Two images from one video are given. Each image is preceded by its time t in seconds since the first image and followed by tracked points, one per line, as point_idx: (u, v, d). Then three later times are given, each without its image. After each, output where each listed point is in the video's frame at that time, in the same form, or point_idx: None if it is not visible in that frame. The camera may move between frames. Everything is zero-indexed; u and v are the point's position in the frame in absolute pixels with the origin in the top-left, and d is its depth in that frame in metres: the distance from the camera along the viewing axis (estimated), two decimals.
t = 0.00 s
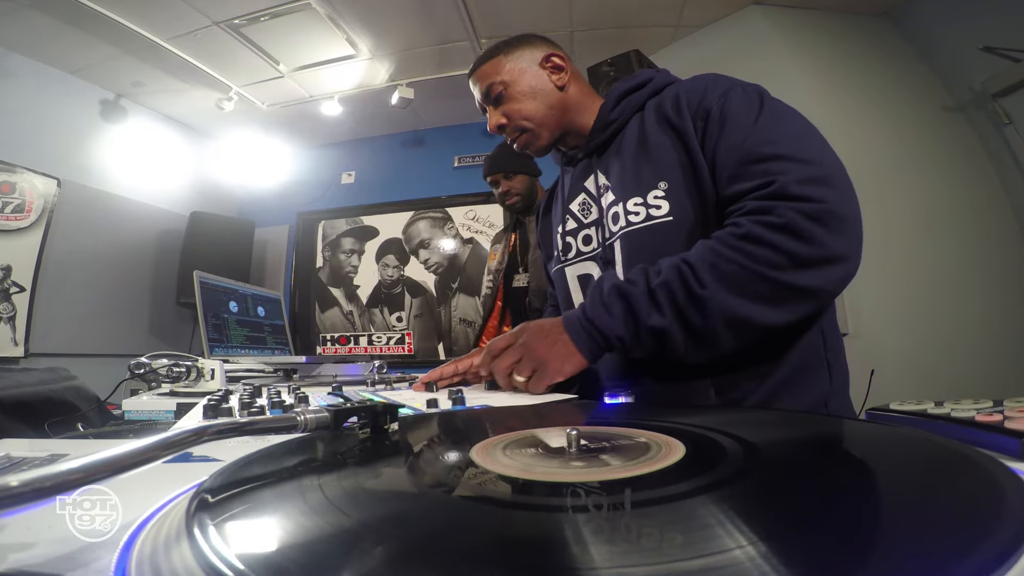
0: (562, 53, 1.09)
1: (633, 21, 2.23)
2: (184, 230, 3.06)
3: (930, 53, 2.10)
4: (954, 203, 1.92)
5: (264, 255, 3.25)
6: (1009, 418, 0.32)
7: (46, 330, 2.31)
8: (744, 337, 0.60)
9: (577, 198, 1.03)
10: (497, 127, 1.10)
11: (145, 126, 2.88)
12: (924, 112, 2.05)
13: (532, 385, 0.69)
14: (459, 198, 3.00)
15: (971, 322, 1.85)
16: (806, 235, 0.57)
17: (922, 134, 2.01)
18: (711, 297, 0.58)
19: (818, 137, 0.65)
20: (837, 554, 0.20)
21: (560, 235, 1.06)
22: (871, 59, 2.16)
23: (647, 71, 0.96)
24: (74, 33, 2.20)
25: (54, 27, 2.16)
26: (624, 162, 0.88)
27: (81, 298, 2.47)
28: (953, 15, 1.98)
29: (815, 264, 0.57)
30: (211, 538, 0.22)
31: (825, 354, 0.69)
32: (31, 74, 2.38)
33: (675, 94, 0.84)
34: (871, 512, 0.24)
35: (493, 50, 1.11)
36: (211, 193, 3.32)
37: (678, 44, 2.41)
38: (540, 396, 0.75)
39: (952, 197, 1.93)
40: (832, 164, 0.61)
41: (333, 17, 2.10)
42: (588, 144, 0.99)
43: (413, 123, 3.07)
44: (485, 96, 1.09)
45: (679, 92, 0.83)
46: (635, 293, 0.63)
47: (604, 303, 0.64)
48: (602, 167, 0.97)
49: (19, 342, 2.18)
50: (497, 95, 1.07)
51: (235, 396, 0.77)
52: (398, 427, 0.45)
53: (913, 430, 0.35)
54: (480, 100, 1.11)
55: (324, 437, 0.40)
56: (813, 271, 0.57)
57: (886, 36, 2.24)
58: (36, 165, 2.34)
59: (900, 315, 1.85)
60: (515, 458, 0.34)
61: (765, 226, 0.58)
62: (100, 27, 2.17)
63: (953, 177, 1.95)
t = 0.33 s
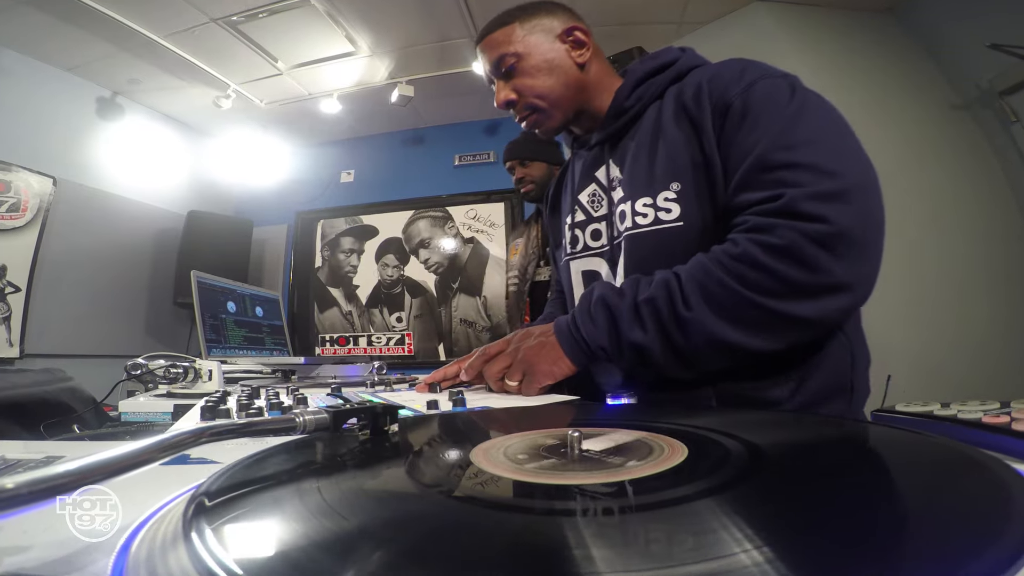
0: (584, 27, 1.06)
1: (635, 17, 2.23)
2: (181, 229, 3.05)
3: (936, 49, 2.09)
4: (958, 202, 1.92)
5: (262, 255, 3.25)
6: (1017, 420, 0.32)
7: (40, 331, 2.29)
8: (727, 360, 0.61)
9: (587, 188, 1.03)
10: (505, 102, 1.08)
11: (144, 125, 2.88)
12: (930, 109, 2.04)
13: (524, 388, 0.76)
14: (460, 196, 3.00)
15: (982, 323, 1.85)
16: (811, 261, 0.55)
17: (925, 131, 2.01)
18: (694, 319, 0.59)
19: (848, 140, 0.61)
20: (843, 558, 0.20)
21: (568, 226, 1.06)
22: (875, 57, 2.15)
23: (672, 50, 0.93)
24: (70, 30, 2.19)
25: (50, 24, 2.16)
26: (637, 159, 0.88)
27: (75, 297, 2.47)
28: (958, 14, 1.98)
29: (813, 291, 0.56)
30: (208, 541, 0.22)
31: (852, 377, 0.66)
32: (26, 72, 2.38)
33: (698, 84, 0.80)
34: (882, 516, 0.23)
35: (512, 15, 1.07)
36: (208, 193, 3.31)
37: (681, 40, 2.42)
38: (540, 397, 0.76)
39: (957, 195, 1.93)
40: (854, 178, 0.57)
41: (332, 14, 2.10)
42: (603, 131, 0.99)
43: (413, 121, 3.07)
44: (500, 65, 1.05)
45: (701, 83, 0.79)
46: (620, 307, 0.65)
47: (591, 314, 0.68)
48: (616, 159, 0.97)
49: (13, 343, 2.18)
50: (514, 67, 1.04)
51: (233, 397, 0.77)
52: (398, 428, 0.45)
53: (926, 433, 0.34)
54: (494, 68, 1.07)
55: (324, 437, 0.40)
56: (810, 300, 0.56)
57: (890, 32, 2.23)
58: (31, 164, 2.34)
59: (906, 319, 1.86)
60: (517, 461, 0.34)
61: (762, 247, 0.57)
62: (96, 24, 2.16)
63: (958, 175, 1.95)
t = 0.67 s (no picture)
0: (608, 8, 1.04)
1: (636, 14, 2.22)
2: (178, 228, 3.04)
3: (942, 47, 2.09)
4: (961, 201, 1.92)
5: (260, 254, 3.25)
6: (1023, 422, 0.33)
7: (36, 331, 2.29)
8: (722, 373, 0.60)
9: (605, 177, 1.04)
10: (523, 85, 1.07)
11: (139, 122, 2.88)
12: (935, 106, 2.03)
13: (524, 390, 0.78)
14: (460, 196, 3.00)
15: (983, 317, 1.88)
16: (822, 277, 0.53)
17: (930, 129, 2.00)
18: (690, 329, 0.59)
19: (885, 133, 0.58)
20: (848, 562, 0.19)
21: (585, 215, 1.08)
22: (880, 54, 2.14)
23: (701, 32, 0.89)
24: (66, 27, 2.19)
25: (45, 20, 2.15)
26: (653, 152, 0.88)
27: (70, 297, 2.46)
28: (966, 10, 1.96)
29: (818, 310, 0.54)
30: (203, 544, 0.22)
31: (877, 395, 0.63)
32: (22, 70, 2.37)
33: (724, 70, 0.77)
34: (890, 519, 0.23)
35: None
36: (206, 191, 3.30)
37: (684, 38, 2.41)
38: (543, 398, 0.75)
39: (962, 194, 1.92)
40: (885, 181, 0.54)
41: (332, 10, 2.10)
42: (624, 117, 0.99)
43: (414, 119, 3.07)
44: (520, 46, 1.04)
45: (728, 70, 0.76)
46: (616, 313, 0.66)
47: (588, 316, 0.69)
48: (634, 149, 0.97)
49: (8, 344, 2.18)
50: (534, 48, 1.03)
51: (231, 399, 0.77)
52: (398, 430, 0.44)
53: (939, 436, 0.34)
54: (513, 49, 1.06)
55: (323, 439, 0.40)
56: (817, 319, 0.54)
57: (896, 29, 2.22)
58: (26, 162, 2.34)
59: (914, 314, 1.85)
60: (520, 464, 0.34)
61: (767, 257, 0.56)
62: (93, 20, 2.15)
63: (963, 174, 1.95)
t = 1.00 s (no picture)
0: (591, 17, 1.04)
1: (637, 11, 2.22)
2: (175, 227, 3.04)
3: (946, 44, 2.10)
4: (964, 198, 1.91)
5: (259, 253, 3.24)
6: None
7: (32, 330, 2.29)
8: (714, 368, 0.61)
9: (585, 183, 1.05)
10: (507, 93, 1.06)
11: (136, 120, 2.88)
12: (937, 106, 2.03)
13: (523, 391, 0.77)
14: (462, 195, 2.99)
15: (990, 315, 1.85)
16: (807, 272, 0.54)
17: (932, 126, 2.01)
18: (684, 325, 0.59)
19: (859, 141, 0.59)
20: (848, 563, 0.19)
21: (566, 220, 1.09)
22: (883, 52, 2.14)
23: (680, 44, 0.91)
24: (63, 24, 2.19)
25: (41, 17, 2.15)
26: (634, 157, 0.88)
27: (66, 297, 2.46)
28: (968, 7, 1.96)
29: (806, 304, 0.55)
30: (201, 548, 0.21)
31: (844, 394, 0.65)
32: (18, 68, 2.37)
33: (704, 78, 0.78)
34: (891, 519, 0.23)
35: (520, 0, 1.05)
36: (204, 190, 3.30)
37: (687, 35, 2.41)
38: (544, 399, 0.75)
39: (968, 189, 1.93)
40: (862, 183, 0.55)
41: (330, 7, 2.10)
42: (605, 125, 0.99)
43: (414, 117, 3.07)
44: (506, 53, 1.03)
45: (708, 78, 0.77)
46: (611, 310, 0.65)
47: (583, 314, 0.68)
48: (614, 155, 0.97)
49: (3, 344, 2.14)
50: (520, 57, 1.02)
51: (229, 400, 0.76)
52: (398, 432, 0.44)
53: (942, 436, 0.34)
54: (499, 56, 1.05)
55: (321, 441, 0.40)
56: (804, 312, 0.55)
57: (899, 27, 2.22)
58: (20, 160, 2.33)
59: (920, 311, 1.86)
60: (521, 466, 0.33)
61: (757, 254, 0.57)
62: (89, 17, 2.16)
63: (967, 170, 1.95)
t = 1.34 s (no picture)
0: (520, 61, 1.15)
1: (639, 8, 2.22)
2: (172, 226, 3.03)
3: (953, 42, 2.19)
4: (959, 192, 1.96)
5: (258, 253, 3.24)
6: None
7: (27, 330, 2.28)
8: (701, 343, 0.65)
9: (533, 208, 1.08)
10: (452, 134, 1.19)
11: (133, 118, 2.88)
12: (935, 99, 2.08)
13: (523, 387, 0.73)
14: (463, 194, 2.98)
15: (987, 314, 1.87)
16: (769, 252, 0.61)
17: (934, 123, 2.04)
18: (674, 302, 0.63)
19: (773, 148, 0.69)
20: (856, 565, 0.19)
21: (519, 244, 1.12)
22: (886, 49, 2.14)
23: (602, 75, 0.98)
24: (61, 22, 2.20)
25: (38, 15, 2.15)
26: (573, 181, 0.92)
27: (62, 297, 2.46)
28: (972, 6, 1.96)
29: (771, 277, 0.62)
30: (200, 551, 0.21)
31: (758, 374, 0.74)
32: (15, 66, 2.37)
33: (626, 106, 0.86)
34: (897, 520, 0.23)
35: (459, 50, 1.17)
36: (202, 189, 3.30)
37: (690, 33, 2.40)
38: (545, 400, 0.75)
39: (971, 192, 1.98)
40: (791, 181, 0.65)
41: (331, 5, 2.10)
42: (545, 154, 1.04)
43: (414, 115, 3.06)
44: (446, 99, 1.15)
45: (630, 106, 0.85)
46: (603, 295, 0.67)
47: (572, 305, 0.69)
48: (554, 178, 1.01)
49: None
50: (457, 101, 1.14)
51: (226, 402, 0.76)
52: (398, 434, 0.44)
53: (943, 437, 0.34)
54: (441, 101, 1.17)
55: (320, 443, 0.39)
56: (771, 284, 0.62)
57: (903, 26, 2.22)
58: (15, 159, 2.32)
59: (929, 311, 1.83)
60: (523, 468, 0.33)
61: (727, 240, 0.63)
62: (87, 15, 2.16)
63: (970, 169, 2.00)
